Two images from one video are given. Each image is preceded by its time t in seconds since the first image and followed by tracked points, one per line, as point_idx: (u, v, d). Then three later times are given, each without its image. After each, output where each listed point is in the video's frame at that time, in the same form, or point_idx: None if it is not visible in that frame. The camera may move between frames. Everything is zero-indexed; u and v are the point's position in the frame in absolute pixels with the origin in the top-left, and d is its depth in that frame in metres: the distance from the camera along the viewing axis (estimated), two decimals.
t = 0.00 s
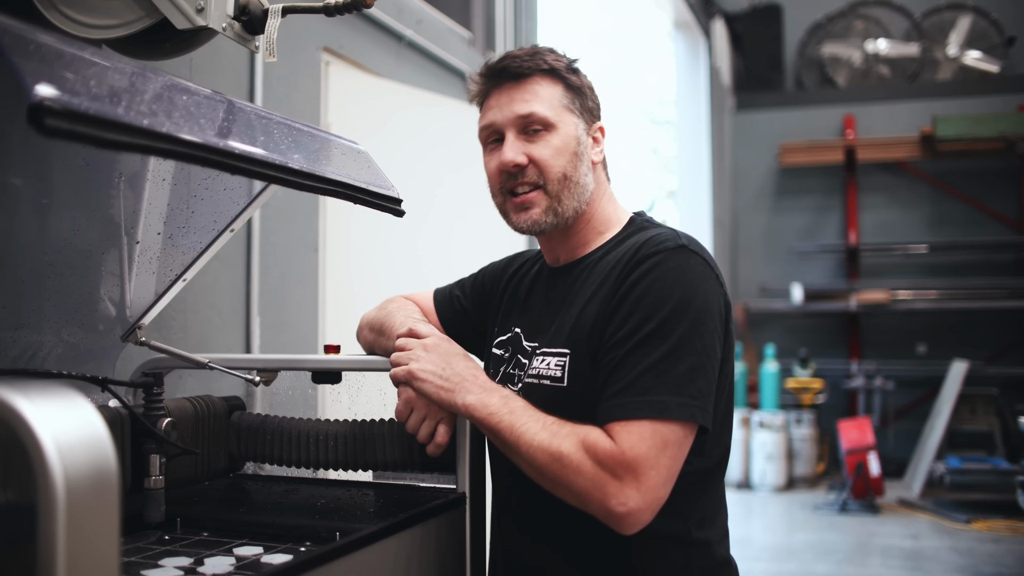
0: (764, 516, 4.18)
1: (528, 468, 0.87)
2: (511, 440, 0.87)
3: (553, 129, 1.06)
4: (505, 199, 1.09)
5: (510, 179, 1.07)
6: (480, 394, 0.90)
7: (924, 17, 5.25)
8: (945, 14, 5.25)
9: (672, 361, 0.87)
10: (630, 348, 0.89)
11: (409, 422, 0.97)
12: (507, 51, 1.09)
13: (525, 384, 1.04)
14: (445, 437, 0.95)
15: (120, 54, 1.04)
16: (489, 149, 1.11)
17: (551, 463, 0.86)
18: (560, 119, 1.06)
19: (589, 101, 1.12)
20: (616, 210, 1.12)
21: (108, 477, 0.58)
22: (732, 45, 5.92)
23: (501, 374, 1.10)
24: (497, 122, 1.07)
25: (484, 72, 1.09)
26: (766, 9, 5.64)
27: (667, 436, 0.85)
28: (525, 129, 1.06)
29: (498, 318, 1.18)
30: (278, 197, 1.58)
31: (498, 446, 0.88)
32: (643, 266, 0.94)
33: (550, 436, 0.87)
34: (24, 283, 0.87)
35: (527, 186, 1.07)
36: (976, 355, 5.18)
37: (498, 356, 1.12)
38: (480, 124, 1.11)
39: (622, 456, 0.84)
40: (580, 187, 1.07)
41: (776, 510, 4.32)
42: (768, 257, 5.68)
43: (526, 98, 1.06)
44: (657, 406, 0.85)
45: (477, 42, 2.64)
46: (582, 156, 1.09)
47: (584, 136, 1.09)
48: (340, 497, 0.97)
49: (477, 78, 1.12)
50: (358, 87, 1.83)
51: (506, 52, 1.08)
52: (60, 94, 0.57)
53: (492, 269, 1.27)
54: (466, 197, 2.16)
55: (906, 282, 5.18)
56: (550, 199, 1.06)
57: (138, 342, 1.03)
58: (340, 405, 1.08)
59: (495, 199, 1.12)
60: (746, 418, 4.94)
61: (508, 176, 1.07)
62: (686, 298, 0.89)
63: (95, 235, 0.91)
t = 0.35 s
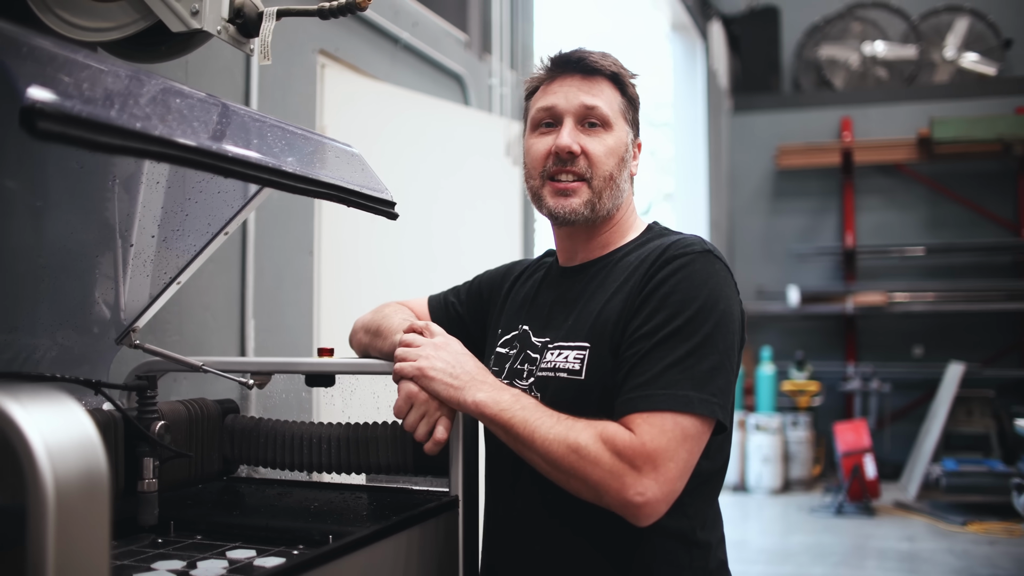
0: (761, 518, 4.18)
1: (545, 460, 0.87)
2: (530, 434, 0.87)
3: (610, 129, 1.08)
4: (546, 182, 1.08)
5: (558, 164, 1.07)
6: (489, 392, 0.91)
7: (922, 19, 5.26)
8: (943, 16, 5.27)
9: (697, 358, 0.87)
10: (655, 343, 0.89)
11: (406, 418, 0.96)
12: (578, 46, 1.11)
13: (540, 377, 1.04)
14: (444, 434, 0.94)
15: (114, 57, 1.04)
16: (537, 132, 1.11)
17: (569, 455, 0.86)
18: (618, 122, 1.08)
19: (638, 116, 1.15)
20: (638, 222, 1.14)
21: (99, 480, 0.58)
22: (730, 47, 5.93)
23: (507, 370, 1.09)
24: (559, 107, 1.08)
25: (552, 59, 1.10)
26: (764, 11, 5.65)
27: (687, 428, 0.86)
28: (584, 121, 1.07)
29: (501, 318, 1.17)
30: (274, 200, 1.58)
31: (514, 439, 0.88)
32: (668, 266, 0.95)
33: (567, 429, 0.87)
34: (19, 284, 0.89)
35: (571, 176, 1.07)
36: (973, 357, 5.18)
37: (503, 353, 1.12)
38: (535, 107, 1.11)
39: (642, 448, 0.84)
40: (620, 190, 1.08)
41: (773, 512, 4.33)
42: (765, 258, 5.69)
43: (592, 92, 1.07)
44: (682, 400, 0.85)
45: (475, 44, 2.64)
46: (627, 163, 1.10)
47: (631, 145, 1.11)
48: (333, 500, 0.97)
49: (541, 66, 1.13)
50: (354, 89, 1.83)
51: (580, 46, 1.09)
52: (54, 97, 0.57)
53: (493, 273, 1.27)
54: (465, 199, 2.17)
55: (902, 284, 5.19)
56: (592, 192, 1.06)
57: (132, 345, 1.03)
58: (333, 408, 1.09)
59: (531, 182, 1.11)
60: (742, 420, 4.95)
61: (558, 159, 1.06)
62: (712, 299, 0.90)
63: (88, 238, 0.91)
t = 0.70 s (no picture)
0: (741, 519, 4.21)
1: (531, 464, 0.87)
2: (516, 436, 0.88)
3: (595, 142, 1.08)
4: (534, 200, 1.09)
5: (545, 182, 1.07)
6: (475, 394, 0.92)
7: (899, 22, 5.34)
8: (920, 20, 5.34)
9: (681, 359, 0.88)
10: (638, 346, 0.90)
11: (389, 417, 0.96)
12: (557, 56, 1.10)
13: (523, 381, 1.04)
14: (428, 433, 0.94)
15: (95, 58, 1.04)
16: (521, 147, 1.10)
17: (555, 457, 0.86)
18: (602, 134, 1.09)
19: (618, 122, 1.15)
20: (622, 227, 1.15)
21: (83, 484, 0.58)
22: (710, 49, 5.99)
23: (490, 375, 1.10)
24: (544, 124, 1.07)
25: (533, 70, 1.09)
26: (743, 14, 5.71)
27: (671, 429, 0.87)
28: (570, 136, 1.07)
29: (485, 323, 1.18)
30: (256, 202, 1.58)
31: (500, 442, 0.89)
32: (650, 269, 0.96)
33: (554, 431, 0.87)
34: None
35: (558, 193, 1.07)
36: (950, 357, 5.26)
37: (487, 357, 1.12)
38: (517, 121, 1.10)
39: (627, 449, 0.85)
40: (606, 203, 1.09)
41: (753, 513, 4.36)
42: (745, 260, 5.74)
43: (575, 106, 1.07)
44: (666, 401, 0.86)
45: (456, 44, 2.65)
46: (611, 173, 1.11)
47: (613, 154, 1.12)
48: (316, 502, 0.97)
49: (520, 76, 1.12)
50: (335, 92, 1.83)
51: (560, 57, 1.08)
52: (33, 99, 0.56)
53: (475, 278, 1.27)
54: (447, 201, 2.17)
55: (880, 285, 5.26)
56: (579, 209, 1.07)
57: (112, 347, 1.01)
58: (316, 410, 1.09)
59: (517, 199, 1.11)
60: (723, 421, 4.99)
61: (545, 178, 1.07)
62: (694, 301, 0.92)
63: (67, 240, 0.92)
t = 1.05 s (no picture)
0: (726, 520, 4.24)
1: (527, 463, 0.85)
2: (512, 433, 0.85)
3: (569, 138, 1.08)
4: (515, 202, 1.08)
5: (524, 181, 1.07)
6: (462, 385, 0.86)
7: (881, 25, 5.40)
8: (901, 23, 5.40)
9: (669, 364, 0.89)
10: (626, 351, 0.90)
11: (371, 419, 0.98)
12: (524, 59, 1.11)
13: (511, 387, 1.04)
14: (408, 431, 0.97)
15: (81, 58, 1.03)
16: (497, 150, 1.10)
17: (554, 455, 0.84)
18: (576, 129, 1.09)
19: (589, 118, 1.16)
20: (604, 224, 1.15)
21: (75, 489, 0.58)
22: (693, 51, 6.04)
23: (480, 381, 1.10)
24: (517, 124, 1.07)
25: (501, 75, 1.09)
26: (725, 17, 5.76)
27: (665, 433, 0.87)
28: (544, 134, 1.07)
29: (474, 328, 1.18)
30: (241, 202, 1.57)
31: (492, 437, 0.85)
32: (637, 273, 0.96)
33: (551, 428, 0.85)
34: None
35: (538, 191, 1.07)
36: (932, 358, 5.31)
37: (476, 363, 1.12)
38: (491, 125, 1.10)
39: (624, 452, 0.85)
40: (586, 197, 1.09)
41: (737, 514, 4.39)
42: (728, 261, 5.78)
43: (547, 104, 1.07)
44: (656, 406, 0.87)
45: (442, 46, 2.66)
46: (589, 168, 1.11)
47: (589, 149, 1.12)
48: (306, 507, 0.96)
49: (488, 82, 1.12)
50: (321, 93, 1.82)
51: (527, 60, 1.09)
52: (22, 98, 0.56)
53: (461, 281, 1.27)
54: (434, 203, 2.17)
55: (863, 286, 5.32)
56: (561, 204, 1.07)
57: (98, 350, 1.00)
58: (304, 414, 1.08)
59: (499, 202, 1.11)
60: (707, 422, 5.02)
61: (523, 177, 1.06)
62: (681, 305, 0.92)
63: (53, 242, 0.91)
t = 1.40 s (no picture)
0: (716, 522, 4.25)
1: (522, 466, 0.80)
2: (507, 434, 0.79)
3: (556, 145, 1.07)
4: (503, 211, 1.08)
5: (512, 190, 1.06)
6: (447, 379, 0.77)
7: (869, 27, 5.43)
8: (890, 25, 5.44)
9: (662, 366, 0.88)
10: (619, 355, 0.90)
11: (360, 409, 0.96)
12: (510, 64, 1.09)
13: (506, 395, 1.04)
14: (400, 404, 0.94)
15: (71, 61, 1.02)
16: (484, 159, 1.10)
17: (553, 461, 0.80)
18: (562, 135, 1.08)
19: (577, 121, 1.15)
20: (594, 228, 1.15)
21: (69, 499, 0.58)
22: (682, 54, 6.06)
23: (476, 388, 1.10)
24: (503, 130, 1.06)
25: (485, 84, 1.08)
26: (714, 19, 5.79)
27: (661, 439, 0.86)
28: (532, 141, 1.07)
29: (469, 336, 1.17)
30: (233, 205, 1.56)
31: (486, 438, 0.79)
32: (629, 275, 0.96)
33: (549, 429, 0.80)
34: None
35: (526, 200, 1.07)
36: (921, 360, 5.34)
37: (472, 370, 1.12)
38: (477, 133, 1.10)
39: (622, 459, 0.82)
40: (574, 205, 1.09)
41: (728, 516, 4.40)
42: (718, 263, 5.80)
43: (533, 111, 1.06)
44: (651, 410, 0.85)
45: (433, 47, 2.65)
46: (577, 174, 1.11)
47: (577, 154, 1.11)
48: (300, 513, 0.95)
49: (474, 89, 1.11)
50: (313, 96, 1.81)
51: (509, 67, 1.08)
52: (14, 101, 0.55)
53: (455, 288, 1.27)
54: (427, 206, 2.16)
55: (852, 288, 5.35)
56: (549, 214, 1.06)
57: (90, 356, 1.01)
58: (298, 419, 1.07)
59: (487, 212, 1.10)
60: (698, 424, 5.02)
61: (511, 186, 1.06)
62: (674, 306, 0.91)
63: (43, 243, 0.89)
